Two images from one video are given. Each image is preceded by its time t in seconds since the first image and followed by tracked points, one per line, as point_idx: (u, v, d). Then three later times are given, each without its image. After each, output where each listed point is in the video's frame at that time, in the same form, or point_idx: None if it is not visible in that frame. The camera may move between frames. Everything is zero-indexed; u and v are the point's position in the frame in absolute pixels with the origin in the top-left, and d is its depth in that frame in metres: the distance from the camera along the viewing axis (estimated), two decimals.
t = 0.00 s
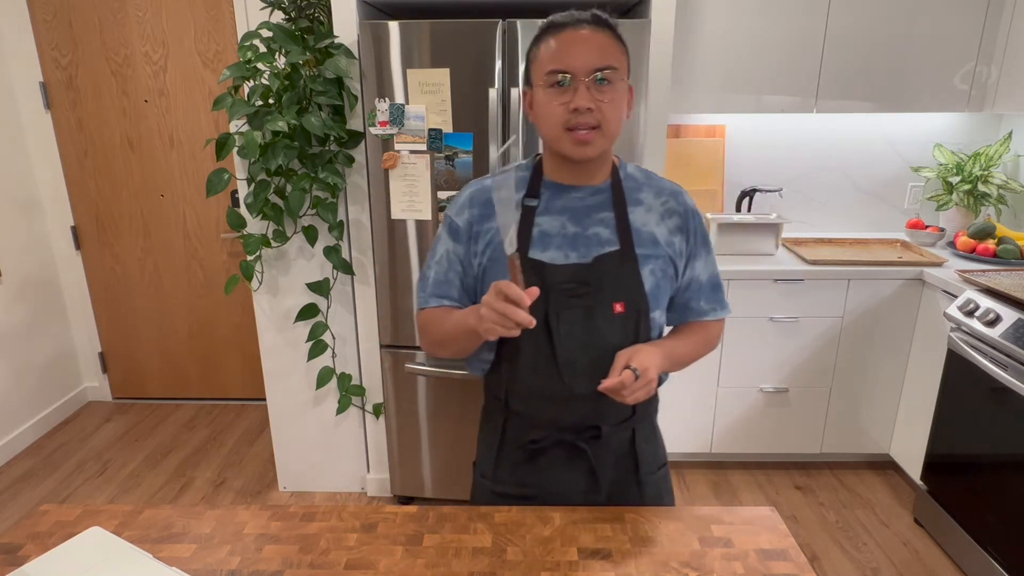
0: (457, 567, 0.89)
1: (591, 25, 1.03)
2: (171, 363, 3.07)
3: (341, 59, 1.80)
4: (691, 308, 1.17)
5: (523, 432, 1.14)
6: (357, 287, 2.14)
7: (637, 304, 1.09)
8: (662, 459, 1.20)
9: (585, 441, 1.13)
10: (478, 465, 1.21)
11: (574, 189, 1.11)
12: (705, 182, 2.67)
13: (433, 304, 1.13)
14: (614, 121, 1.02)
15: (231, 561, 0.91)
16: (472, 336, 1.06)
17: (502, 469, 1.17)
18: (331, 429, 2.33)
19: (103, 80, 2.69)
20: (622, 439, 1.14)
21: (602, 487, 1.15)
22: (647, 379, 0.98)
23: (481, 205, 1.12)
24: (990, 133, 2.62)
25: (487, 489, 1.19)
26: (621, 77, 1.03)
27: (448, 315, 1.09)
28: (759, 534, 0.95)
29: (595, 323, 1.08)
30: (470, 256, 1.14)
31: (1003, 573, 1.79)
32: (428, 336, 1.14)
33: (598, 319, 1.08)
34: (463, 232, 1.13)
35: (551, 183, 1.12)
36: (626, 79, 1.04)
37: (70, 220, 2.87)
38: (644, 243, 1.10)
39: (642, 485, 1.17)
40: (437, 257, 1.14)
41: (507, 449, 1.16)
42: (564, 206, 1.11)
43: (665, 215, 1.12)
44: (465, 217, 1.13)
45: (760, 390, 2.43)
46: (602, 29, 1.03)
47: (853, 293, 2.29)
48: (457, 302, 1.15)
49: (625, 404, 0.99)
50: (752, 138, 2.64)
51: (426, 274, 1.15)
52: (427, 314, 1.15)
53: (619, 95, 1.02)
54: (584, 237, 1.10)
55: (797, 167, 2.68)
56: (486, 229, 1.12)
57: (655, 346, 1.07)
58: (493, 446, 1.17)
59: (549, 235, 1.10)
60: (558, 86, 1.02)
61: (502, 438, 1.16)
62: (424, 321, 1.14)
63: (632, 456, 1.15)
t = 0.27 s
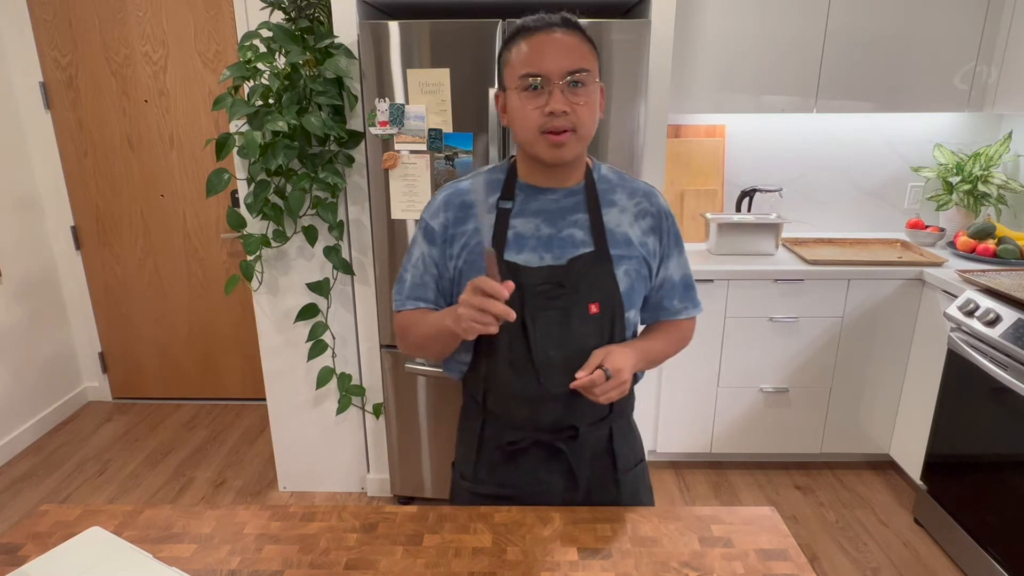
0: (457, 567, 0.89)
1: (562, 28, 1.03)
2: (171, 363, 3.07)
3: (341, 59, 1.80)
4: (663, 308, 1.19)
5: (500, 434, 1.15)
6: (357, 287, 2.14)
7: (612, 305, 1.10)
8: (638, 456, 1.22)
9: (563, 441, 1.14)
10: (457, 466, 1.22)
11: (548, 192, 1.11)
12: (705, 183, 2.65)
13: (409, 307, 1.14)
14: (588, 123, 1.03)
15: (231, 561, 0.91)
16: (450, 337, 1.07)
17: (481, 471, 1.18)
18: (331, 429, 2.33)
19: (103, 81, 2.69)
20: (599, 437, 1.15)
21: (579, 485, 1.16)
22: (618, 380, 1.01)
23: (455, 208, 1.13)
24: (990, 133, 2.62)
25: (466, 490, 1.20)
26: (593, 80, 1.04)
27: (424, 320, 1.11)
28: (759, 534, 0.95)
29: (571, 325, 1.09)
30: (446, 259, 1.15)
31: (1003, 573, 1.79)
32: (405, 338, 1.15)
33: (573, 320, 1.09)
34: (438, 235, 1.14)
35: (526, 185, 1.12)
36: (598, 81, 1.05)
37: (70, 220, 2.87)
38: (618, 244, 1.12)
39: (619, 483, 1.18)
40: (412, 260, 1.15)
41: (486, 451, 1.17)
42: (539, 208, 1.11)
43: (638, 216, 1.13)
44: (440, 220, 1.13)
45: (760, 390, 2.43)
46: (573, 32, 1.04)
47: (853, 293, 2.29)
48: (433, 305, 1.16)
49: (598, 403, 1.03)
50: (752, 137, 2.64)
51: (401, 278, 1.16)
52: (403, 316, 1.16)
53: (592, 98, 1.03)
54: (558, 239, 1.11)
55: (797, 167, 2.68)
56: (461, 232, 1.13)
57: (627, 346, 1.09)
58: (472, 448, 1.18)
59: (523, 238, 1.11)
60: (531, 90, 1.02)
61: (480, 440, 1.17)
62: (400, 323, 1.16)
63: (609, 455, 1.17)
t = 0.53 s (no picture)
0: (457, 567, 0.89)
1: (540, 29, 1.03)
2: (171, 363, 3.07)
3: (341, 59, 1.80)
4: (654, 304, 1.18)
5: (494, 435, 1.15)
6: (357, 287, 2.14)
7: (602, 305, 1.10)
8: (631, 452, 1.22)
9: (556, 441, 1.14)
10: (451, 467, 1.22)
11: (535, 194, 1.11)
12: (705, 182, 2.64)
13: (399, 311, 1.14)
14: (571, 125, 1.03)
15: (231, 562, 0.91)
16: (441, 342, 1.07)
17: (476, 472, 1.18)
18: (331, 429, 2.33)
19: (103, 81, 2.69)
20: (592, 437, 1.15)
21: (574, 485, 1.16)
22: (605, 379, 1.03)
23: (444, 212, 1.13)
24: (990, 133, 2.62)
25: (462, 490, 1.20)
26: (574, 81, 1.04)
27: (414, 321, 1.11)
28: (759, 534, 0.95)
29: (562, 327, 1.09)
30: (435, 263, 1.15)
31: (1003, 573, 1.79)
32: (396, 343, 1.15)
33: (564, 322, 1.09)
34: (427, 239, 1.14)
35: (513, 187, 1.12)
36: (579, 82, 1.05)
37: (71, 220, 2.87)
38: (608, 243, 1.12)
39: (612, 480, 1.18)
40: (401, 265, 1.15)
41: (480, 452, 1.17)
42: (527, 209, 1.11)
43: (626, 215, 1.14)
44: (428, 224, 1.13)
45: (760, 390, 2.43)
46: (553, 33, 1.03)
47: (853, 293, 2.29)
48: (422, 309, 1.16)
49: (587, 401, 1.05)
50: (752, 137, 2.64)
51: (391, 283, 1.16)
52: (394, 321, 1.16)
53: (574, 99, 1.03)
54: (547, 240, 1.11)
55: (798, 167, 2.68)
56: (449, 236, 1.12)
57: (618, 344, 1.10)
58: (465, 450, 1.17)
59: (512, 240, 1.11)
60: (512, 94, 1.02)
61: (474, 442, 1.17)
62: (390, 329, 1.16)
63: (602, 453, 1.17)
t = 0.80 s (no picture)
0: (456, 567, 0.89)
1: (528, 31, 1.02)
2: (171, 363, 3.07)
3: (341, 59, 1.80)
4: (652, 302, 1.18)
5: (494, 437, 1.15)
6: (357, 287, 2.14)
7: (599, 306, 1.10)
8: (631, 449, 1.22)
9: (556, 443, 1.14)
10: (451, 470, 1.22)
11: (530, 195, 1.11)
12: (706, 182, 2.64)
13: (398, 316, 1.14)
14: (561, 129, 1.03)
15: (231, 562, 0.91)
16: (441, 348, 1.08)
17: (477, 474, 1.18)
18: (331, 429, 2.33)
19: (103, 80, 2.69)
20: (591, 437, 1.15)
21: (574, 485, 1.16)
22: (603, 381, 1.03)
23: (439, 217, 1.12)
24: (990, 133, 2.62)
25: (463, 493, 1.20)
26: (564, 83, 1.03)
27: (412, 329, 1.11)
28: (759, 534, 0.95)
29: (559, 329, 1.09)
30: (432, 267, 1.14)
31: (1003, 573, 1.79)
32: (395, 348, 1.15)
33: (561, 324, 1.09)
34: (423, 244, 1.13)
35: (507, 190, 1.12)
36: (570, 83, 1.05)
37: (71, 220, 2.87)
38: (604, 244, 1.12)
39: (613, 478, 1.18)
40: (398, 270, 1.14)
41: (480, 455, 1.17)
42: (522, 212, 1.11)
43: (622, 214, 1.14)
44: (424, 229, 1.12)
45: (760, 390, 2.43)
46: (541, 34, 1.02)
47: (853, 293, 2.29)
48: (421, 313, 1.16)
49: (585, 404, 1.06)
50: (752, 137, 2.64)
51: (388, 287, 1.16)
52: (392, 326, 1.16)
53: (563, 102, 1.03)
54: (543, 242, 1.11)
55: (798, 167, 2.68)
56: (445, 241, 1.12)
57: (615, 345, 1.10)
58: (465, 453, 1.18)
59: (508, 244, 1.11)
60: (501, 99, 1.02)
61: (473, 444, 1.17)
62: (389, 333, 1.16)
63: (602, 453, 1.17)
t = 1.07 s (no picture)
0: (456, 567, 0.89)
1: (520, 31, 1.01)
2: (171, 362, 3.07)
3: (341, 59, 1.81)
4: (652, 300, 1.18)
5: (495, 438, 1.15)
6: (357, 287, 2.14)
7: (598, 306, 1.10)
8: (631, 448, 1.23)
9: (557, 444, 1.14)
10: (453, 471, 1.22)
11: (527, 196, 1.11)
12: (706, 182, 2.64)
13: (395, 320, 1.14)
14: (555, 129, 1.03)
15: (231, 561, 0.91)
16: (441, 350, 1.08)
17: (478, 476, 1.18)
18: (331, 429, 2.33)
19: (103, 80, 2.69)
20: (592, 437, 1.15)
21: (576, 486, 1.16)
22: (601, 381, 1.03)
23: (436, 220, 1.12)
24: (990, 133, 2.63)
25: (466, 495, 1.20)
26: (557, 83, 1.03)
27: (411, 334, 1.12)
28: (758, 534, 0.95)
29: (559, 331, 1.09)
30: (429, 270, 1.14)
31: (1003, 573, 1.79)
32: (394, 351, 1.15)
33: (561, 326, 1.09)
34: (420, 247, 1.13)
35: (504, 192, 1.12)
36: (563, 83, 1.05)
37: (71, 220, 2.87)
38: (602, 244, 1.12)
39: (614, 477, 1.18)
40: (395, 273, 1.14)
41: (481, 457, 1.17)
42: (519, 213, 1.11)
43: (620, 213, 1.13)
44: (421, 232, 1.13)
45: (760, 390, 2.43)
46: (533, 33, 1.02)
47: (853, 293, 2.29)
48: (419, 316, 1.16)
49: (584, 405, 1.05)
50: (752, 137, 2.64)
51: (385, 291, 1.16)
52: (391, 329, 1.16)
53: (557, 103, 1.03)
54: (541, 244, 1.11)
55: (798, 167, 2.68)
56: (443, 244, 1.12)
57: (615, 345, 1.10)
58: (466, 455, 1.18)
59: (506, 245, 1.11)
60: (495, 101, 1.02)
61: (474, 446, 1.17)
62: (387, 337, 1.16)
63: (603, 453, 1.17)
